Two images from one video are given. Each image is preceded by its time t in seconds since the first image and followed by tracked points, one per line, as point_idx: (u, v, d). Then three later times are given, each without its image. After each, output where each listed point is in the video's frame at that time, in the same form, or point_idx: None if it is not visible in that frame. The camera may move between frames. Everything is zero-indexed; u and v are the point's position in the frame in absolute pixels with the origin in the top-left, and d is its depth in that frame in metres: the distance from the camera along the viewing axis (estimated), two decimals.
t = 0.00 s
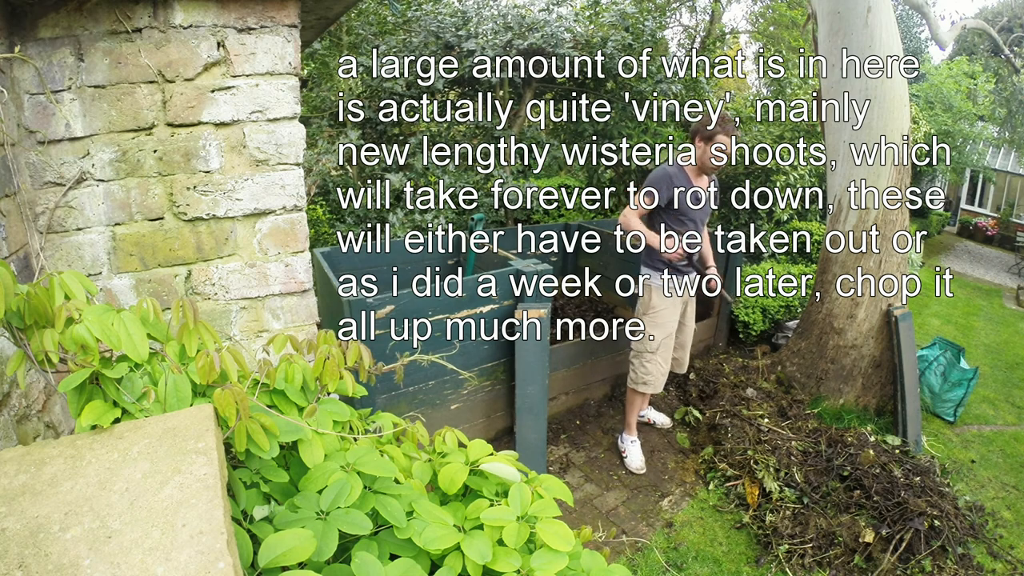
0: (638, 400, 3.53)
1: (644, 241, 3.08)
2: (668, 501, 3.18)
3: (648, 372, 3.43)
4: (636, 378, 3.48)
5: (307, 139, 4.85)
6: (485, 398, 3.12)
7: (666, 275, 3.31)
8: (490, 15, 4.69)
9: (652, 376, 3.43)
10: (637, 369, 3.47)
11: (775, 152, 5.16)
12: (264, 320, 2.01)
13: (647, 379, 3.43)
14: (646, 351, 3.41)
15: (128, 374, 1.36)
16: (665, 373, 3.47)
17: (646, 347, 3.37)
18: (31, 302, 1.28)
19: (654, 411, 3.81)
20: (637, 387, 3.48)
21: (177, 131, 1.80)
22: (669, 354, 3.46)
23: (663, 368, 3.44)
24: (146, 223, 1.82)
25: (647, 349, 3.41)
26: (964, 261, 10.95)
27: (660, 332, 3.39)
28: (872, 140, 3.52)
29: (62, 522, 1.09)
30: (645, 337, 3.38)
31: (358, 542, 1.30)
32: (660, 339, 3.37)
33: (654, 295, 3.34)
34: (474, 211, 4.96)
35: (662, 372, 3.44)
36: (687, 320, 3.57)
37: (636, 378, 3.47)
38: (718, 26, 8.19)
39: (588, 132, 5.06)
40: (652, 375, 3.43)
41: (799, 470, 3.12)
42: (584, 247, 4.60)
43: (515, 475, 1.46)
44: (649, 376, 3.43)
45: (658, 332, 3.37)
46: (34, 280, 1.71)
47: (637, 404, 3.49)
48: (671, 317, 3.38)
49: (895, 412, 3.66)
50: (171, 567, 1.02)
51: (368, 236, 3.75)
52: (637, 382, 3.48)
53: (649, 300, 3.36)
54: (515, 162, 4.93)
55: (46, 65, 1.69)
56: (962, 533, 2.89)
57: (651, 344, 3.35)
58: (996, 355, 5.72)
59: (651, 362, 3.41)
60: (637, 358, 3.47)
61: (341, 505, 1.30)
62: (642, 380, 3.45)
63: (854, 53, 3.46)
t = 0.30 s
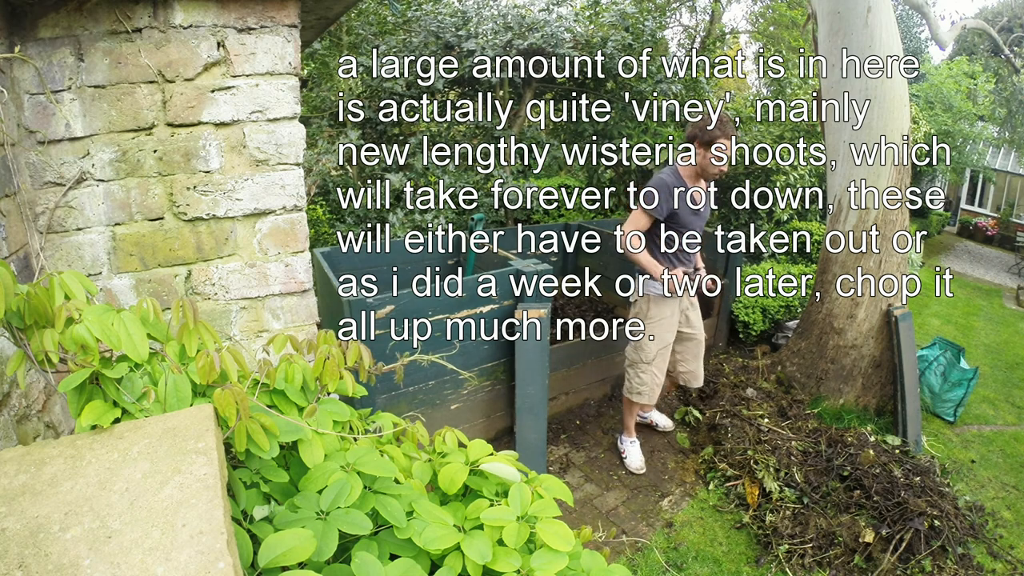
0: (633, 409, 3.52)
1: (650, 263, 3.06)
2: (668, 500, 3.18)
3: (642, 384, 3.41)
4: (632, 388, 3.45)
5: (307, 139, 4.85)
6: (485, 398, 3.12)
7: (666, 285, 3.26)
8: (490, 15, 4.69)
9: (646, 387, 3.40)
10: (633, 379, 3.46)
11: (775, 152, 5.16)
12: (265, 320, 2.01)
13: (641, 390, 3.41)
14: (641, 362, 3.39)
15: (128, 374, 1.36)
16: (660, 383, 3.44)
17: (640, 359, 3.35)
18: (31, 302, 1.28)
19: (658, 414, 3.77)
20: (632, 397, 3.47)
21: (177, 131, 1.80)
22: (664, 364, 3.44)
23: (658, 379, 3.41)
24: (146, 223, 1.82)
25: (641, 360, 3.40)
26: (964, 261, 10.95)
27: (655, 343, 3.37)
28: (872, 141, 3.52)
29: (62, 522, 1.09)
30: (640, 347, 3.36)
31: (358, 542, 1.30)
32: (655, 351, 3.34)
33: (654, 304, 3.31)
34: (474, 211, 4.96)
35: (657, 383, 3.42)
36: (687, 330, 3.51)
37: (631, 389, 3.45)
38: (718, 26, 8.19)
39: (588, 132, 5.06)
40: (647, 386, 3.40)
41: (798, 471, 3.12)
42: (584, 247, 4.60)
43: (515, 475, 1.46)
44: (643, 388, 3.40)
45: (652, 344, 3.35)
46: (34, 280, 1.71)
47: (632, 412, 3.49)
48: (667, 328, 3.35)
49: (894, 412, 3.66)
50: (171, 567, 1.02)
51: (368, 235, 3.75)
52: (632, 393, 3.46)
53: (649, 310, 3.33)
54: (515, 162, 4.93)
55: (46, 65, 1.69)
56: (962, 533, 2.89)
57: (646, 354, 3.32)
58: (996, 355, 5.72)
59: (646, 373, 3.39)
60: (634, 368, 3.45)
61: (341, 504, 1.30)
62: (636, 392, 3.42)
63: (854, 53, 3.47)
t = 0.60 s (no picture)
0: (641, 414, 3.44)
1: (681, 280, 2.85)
2: (668, 501, 3.18)
3: (656, 391, 3.30)
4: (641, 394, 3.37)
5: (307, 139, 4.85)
6: (485, 398, 3.12)
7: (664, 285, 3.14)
8: (490, 15, 4.69)
9: (660, 395, 3.30)
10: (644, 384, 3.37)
11: (775, 152, 5.17)
12: (265, 320, 2.01)
13: (654, 397, 3.31)
14: (655, 370, 3.29)
15: (128, 374, 1.36)
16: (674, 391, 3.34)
17: (655, 367, 3.24)
18: (31, 302, 1.27)
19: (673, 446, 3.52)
20: (642, 404, 3.37)
21: (177, 131, 1.80)
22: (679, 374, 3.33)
23: (673, 387, 3.32)
24: (146, 223, 1.82)
25: (656, 369, 3.30)
26: (964, 261, 10.95)
27: (671, 353, 3.28)
28: (872, 141, 3.52)
29: (61, 522, 1.09)
30: (657, 356, 3.25)
31: (358, 542, 1.30)
32: (671, 361, 3.24)
33: (668, 314, 3.19)
34: (474, 211, 4.96)
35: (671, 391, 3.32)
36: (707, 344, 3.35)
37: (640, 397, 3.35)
38: (718, 25, 8.19)
39: (588, 132, 5.06)
40: (660, 394, 3.30)
41: (800, 471, 3.13)
42: (584, 247, 4.60)
43: (515, 475, 1.46)
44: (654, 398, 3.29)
45: (671, 356, 3.25)
46: (34, 280, 1.71)
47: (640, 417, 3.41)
48: (685, 340, 3.26)
49: (894, 412, 3.66)
50: (171, 567, 1.02)
51: (368, 235, 3.75)
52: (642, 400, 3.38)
53: (665, 320, 3.22)
54: (515, 162, 4.93)
55: (46, 65, 1.69)
56: (962, 533, 2.89)
57: (663, 363, 3.21)
58: (996, 355, 5.72)
59: (660, 382, 3.28)
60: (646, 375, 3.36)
61: (341, 505, 1.30)
62: (647, 401, 3.33)
63: (854, 53, 3.47)
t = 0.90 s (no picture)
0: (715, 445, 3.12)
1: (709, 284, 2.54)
2: (668, 501, 3.18)
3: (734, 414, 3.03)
4: (713, 426, 3.05)
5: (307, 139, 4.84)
6: (485, 398, 3.12)
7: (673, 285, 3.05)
8: (490, 15, 4.69)
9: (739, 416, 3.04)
10: (712, 414, 3.05)
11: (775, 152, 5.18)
12: (265, 320, 2.01)
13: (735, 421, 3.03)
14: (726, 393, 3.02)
15: (128, 374, 1.36)
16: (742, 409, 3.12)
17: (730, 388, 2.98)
18: (31, 302, 1.28)
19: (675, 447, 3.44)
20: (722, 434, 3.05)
21: (177, 131, 1.80)
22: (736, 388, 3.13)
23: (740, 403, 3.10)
24: (146, 223, 1.82)
25: (725, 392, 3.02)
26: (964, 261, 10.96)
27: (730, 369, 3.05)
28: (872, 141, 3.52)
29: (62, 522, 1.09)
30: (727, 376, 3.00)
31: (358, 542, 1.30)
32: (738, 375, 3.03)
33: (722, 327, 2.97)
34: (474, 211, 4.96)
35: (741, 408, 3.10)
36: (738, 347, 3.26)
37: (718, 429, 3.04)
38: (718, 25, 8.19)
39: (588, 132, 5.06)
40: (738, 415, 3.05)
41: (799, 471, 3.12)
42: (584, 247, 4.60)
43: (515, 475, 1.46)
44: (732, 424, 3.02)
45: (734, 371, 3.03)
46: (34, 280, 1.71)
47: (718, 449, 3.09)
48: (736, 350, 3.08)
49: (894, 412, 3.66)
50: (171, 567, 1.02)
51: (368, 235, 3.75)
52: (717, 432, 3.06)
53: (722, 336, 3.00)
54: (515, 162, 4.93)
55: (46, 65, 1.69)
56: (962, 533, 2.89)
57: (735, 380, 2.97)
58: (996, 355, 5.72)
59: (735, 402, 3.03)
60: (711, 403, 3.06)
61: (341, 504, 1.30)
62: (724, 429, 3.04)
63: (854, 53, 3.46)
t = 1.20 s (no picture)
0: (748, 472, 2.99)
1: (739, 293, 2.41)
2: (668, 501, 3.18)
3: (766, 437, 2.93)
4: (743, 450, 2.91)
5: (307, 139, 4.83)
6: (486, 398, 3.12)
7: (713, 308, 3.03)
8: (490, 15, 4.69)
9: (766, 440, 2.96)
10: (741, 437, 2.92)
11: (774, 153, 5.19)
12: (265, 320, 2.01)
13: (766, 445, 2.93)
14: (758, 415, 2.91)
15: (128, 374, 1.36)
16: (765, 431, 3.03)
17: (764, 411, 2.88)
18: (31, 302, 1.27)
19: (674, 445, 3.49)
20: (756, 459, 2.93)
21: (177, 131, 1.80)
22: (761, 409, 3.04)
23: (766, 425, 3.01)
24: (146, 223, 1.82)
25: (756, 414, 2.91)
26: (965, 261, 10.97)
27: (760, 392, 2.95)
28: (872, 141, 3.52)
29: (61, 522, 1.09)
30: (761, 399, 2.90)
31: (359, 542, 1.30)
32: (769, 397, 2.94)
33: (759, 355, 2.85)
34: (474, 211, 4.96)
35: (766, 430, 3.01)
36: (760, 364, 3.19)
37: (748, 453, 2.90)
38: (718, 25, 8.19)
39: (588, 132, 5.06)
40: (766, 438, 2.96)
41: (800, 472, 3.13)
42: (584, 247, 4.60)
43: (515, 475, 1.46)
44: (761, 446, 2.90)
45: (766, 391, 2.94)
46: (34, 280, 1.71)
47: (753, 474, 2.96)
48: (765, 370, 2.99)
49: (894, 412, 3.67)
50: (171, 567, 1.02)
51: (368, 235, 3.75)
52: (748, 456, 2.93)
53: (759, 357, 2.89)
54: (515, 162, 4.93)
55: (46, 65, 1.69)
56: (962, 533, 2.89)
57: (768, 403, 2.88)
58: (995, 355, 5.72)
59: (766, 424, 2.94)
60: (741, 425, 2.93)
61: (341, 505, 1.30)
62: (753, 453, 2.91)
63: (854, 53, 3.46)
